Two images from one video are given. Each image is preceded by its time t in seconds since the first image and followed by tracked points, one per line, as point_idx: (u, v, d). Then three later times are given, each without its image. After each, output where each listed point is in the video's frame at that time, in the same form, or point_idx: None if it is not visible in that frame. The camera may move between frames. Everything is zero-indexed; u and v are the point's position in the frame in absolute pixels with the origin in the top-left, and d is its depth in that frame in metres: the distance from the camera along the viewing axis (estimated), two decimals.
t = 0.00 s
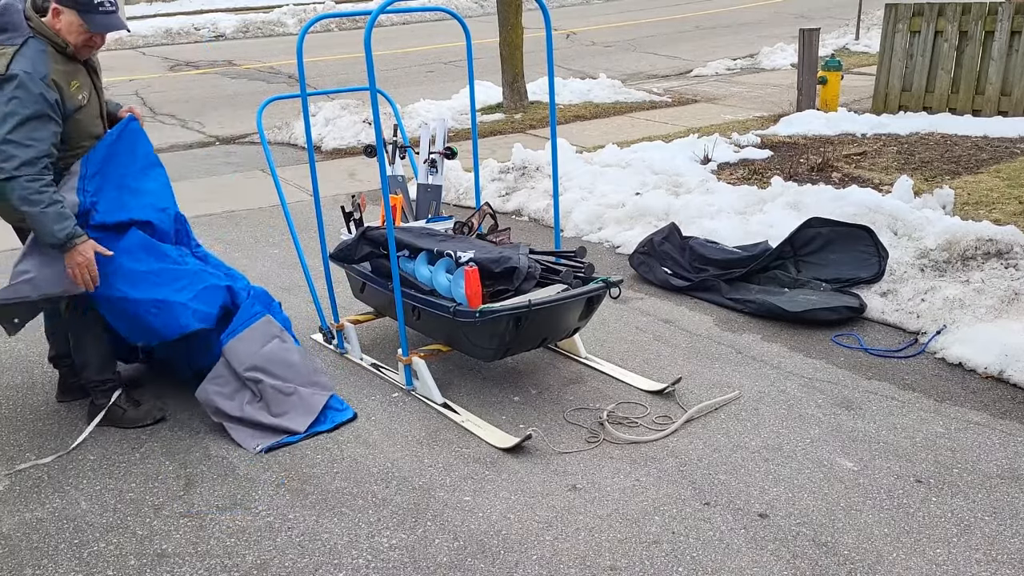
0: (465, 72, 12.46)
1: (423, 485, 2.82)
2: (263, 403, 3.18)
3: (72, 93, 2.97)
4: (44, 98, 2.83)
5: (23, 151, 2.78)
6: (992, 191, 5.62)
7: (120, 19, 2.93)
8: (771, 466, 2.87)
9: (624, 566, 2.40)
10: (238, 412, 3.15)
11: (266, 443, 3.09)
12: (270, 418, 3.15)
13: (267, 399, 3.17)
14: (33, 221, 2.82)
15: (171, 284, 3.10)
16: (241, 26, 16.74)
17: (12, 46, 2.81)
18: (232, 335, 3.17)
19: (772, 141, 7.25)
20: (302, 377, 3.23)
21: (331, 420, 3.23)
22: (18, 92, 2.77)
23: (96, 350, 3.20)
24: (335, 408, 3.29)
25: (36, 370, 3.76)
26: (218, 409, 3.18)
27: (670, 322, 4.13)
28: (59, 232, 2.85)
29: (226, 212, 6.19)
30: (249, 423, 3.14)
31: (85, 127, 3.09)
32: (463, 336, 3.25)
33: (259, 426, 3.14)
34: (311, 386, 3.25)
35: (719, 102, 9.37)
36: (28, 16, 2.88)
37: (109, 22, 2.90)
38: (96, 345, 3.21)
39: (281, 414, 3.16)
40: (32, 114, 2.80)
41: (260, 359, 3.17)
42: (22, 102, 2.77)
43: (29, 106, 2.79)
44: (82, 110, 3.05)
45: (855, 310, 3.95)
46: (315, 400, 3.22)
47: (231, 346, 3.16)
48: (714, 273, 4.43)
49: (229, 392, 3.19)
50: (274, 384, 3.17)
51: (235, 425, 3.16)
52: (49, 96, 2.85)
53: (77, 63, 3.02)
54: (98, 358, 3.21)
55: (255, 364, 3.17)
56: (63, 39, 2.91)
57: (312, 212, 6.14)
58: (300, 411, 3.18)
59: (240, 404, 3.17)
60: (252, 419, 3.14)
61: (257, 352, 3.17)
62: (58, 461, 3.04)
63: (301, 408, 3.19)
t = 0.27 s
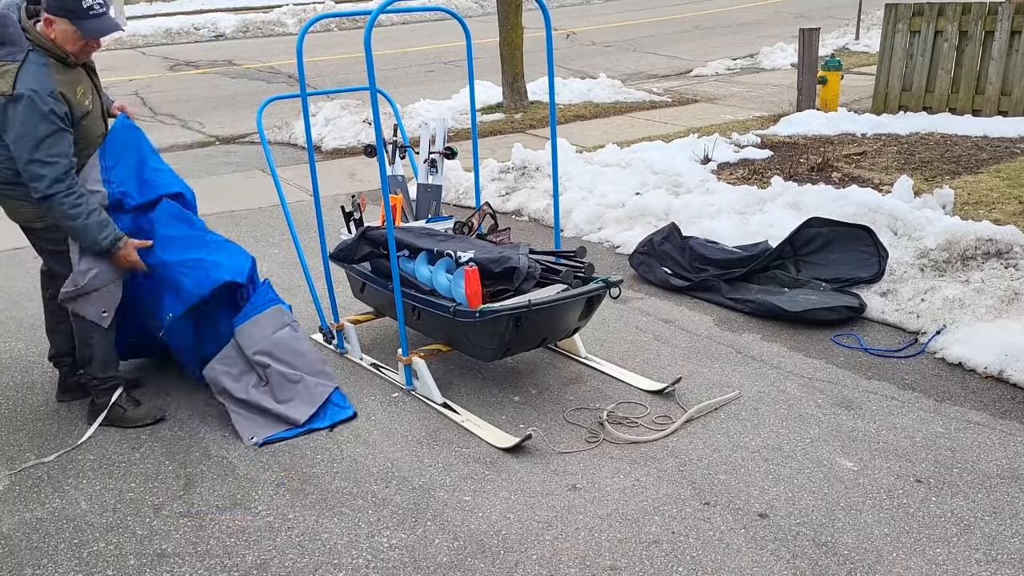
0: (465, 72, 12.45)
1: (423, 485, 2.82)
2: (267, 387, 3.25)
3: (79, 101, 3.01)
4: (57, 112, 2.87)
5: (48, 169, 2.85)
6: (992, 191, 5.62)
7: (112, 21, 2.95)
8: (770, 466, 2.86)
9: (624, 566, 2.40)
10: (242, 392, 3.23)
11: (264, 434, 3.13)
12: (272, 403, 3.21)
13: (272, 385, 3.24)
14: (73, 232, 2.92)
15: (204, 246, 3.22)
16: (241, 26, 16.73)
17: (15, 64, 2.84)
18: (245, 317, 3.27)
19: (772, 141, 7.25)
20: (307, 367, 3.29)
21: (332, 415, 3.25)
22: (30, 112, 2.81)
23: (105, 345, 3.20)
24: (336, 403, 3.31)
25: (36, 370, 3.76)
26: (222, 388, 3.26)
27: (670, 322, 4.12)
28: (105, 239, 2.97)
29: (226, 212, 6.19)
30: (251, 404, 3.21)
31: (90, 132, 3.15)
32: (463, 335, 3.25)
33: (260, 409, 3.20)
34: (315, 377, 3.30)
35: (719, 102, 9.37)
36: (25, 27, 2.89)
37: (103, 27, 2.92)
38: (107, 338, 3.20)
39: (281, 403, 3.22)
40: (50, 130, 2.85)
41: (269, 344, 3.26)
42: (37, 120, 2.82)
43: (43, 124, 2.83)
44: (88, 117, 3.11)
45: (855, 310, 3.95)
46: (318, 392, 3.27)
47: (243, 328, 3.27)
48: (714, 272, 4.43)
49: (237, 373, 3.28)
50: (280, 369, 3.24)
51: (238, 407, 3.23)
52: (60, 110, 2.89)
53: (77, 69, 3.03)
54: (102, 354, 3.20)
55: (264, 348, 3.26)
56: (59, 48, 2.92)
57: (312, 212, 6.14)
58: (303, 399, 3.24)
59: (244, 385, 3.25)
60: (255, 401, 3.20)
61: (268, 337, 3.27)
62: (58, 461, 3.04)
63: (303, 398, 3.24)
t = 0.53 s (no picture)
0: (465, 72, 12.45)
1: (423, 485, 2.82)
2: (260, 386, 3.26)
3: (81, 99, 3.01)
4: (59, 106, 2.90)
5: (59, 163, 2.89)
6: (992, 191, 5.62)
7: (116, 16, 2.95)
8: (771, 466, 2.86)
9: (624, 566, 2.40)
10: (238, 398, 3.24)
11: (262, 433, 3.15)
12: (267, 403, 3.22)
13: (266, 386, 3.25)
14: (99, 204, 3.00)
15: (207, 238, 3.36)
16: (241, 26, 16.73)
17: (17, 59, 2.87)
18: (230, 326, 3.36)
19: (772, 141, 7.25)
20: (299, 363, 3.30)
21: (330, 411, 3.27)
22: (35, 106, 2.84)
23: (106, 346, 3.22)
24: (334, 398, 3.33)
25: (36, 370, 3.76)
26: (219, 399, 3.29)
27: (670, 322, 4.12)
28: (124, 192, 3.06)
29: (226, 212, 6.19)
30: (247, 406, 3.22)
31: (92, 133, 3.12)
32: (463, 335, 3.25)
33: (257, 409, 3.21)
34: (309, 371, 3.29)
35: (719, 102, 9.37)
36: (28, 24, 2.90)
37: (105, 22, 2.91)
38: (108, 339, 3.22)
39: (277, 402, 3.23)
40: (54, 123, 2.88)
41: (256, 346, 3.29)
42: (41, 114, 2.85)
43: (46, 117, 2.86)
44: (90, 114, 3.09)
45: (855, 310, 3.95)
46: (311, 384, 3.27)
47: (229, 337, 3.33)
48: (714, 273, 4.43)
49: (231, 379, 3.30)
50: (271, 369, 3.25)
51: (236, 414, 3.25)
52: (61, 105, 2.91)
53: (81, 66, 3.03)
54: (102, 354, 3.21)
55: (251, 351, 3.29)
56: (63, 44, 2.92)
57: (312, 212, 6.14)
58: (297, 395, 3.25)
59: (239, 389, 3.27)
60: (252, 404, 3.22)
61: (253, 339, 3.30)
62: (58, 461, 3.04)
63: (298, 394, 3.25)
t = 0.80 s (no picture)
0: (465, 72, 12.46)
1: (423, 485, 2.82)
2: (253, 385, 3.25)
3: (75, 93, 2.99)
4: (49, 89, 2.85)
5: (45, 145, 2.84)
6: (992, 191, 5.62)
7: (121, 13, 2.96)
8: (771, 466, 2.87)
9: (624, 566, 2.40)
10: (231, 399, 3.24)
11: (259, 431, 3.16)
12: (262, 402, 3.23)
13: (259, 384, 3.25)
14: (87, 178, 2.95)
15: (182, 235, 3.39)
16: (241, 26, 16.74)
17: (13, 45, 2.85)
18: (216, 326, 3.31)
19: (772, 141, 7.25)
20: (291, 360, 3.30)
21: (325, 408, 3.28)
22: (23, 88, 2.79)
23: (97, 350, 3.19)
24: (327, 394, 3.34)
25: (36, 370, 3.76)
26: (212, 401, 3.26)
27: (670, 322, 4.13)
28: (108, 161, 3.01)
29: (226, 212, 6.19)
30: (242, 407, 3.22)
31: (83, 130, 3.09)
32: (463, 336, 3.25)
33: (251, 408, 3.21)
34: (301, 366, 3.30)
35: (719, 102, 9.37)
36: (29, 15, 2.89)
37: (111, 19, 2.92)
38: (98, 342, 3.20)
39: (271, 399, 3.24)
40: (42, 104, 2.82)
41: (246, 345, 3.27)
42: (29, 94, 2.79)
43: (34, 99, 2.80)
44: (82, 111, 3.05)
45: (855, 310, 3.95)
46: (305, 379, 3.27)
47: (217, 339, 3.29)
48: (714, 273, 4.43)
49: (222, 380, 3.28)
50: (263, 367, 3.24)
51: (230, 415, 3.24)
52: (51, 92, 2.87)
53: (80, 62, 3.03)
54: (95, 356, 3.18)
55: (242, 351, 3.27)
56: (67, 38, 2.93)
57: (312, 212, 6.14)
58: (291, 392, 3.25)
59: (231, 391, 3.26)
60: (246, 403, 3.22)
61: (243, 339, 3.27)
62: (58, 461, 3.04)
63: (293, 390, 3.25)
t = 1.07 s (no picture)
0: (465, 72, 12.46)
1: (423, 485, 2.82)
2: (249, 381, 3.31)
3: (66, 92, 2.96)
4: (34, 87, 2.82)
5: (19, 139, 2.80)
6: (992, 191, 5.62)
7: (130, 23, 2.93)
8: (770, 466, 2.87)
9: (624, 566, 2.40)
10: (228, 394, 3.31)
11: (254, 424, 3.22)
12: (258, 397, 3.29)
13: (255, 380, 3.30)
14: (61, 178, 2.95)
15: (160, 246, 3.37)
16: (241, 27, 16.74)
17: (9, 41, 2.85)
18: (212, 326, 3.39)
19: (772, 141, 7.25)
20: (286, 356, 3.35)
21: (320, 402, 3.34)
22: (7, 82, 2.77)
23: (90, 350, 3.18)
24: (323, 389, 3.40)
25: (36, 370, 3.76)
26: (210, 396, 3.34)
27: (670, 322, 4.12)
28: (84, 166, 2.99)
29: (226, 212, 6.19)
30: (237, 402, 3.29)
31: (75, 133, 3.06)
32: (463, 336, 3.25)
33: (247, 404, 3.27)
34: (295, 362, 3.34)
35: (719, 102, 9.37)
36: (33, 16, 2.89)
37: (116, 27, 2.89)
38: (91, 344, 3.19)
39: (268, 393, 3.30)
40: (24, 100, 2.79)
41: (242, 342, 3.34)
42: (11, 88, 2.77)
43: (16, 94, 2.77)
44: (72, 113, 3.01)
45: (855, 310, 3.95)
46: (299, 375, 3.32)
47: (213, 337, 3.36)
48: (714, 273, 4.43)
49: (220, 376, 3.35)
50: (258, 364, 3.30)
51: (227, 410, 3.31)
52: (38, 89, 2.84)
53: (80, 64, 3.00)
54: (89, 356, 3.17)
55: (237, 348, 3.33)
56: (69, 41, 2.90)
57: (312, 212, 6.14)
58: (286, 388, 3.30)
59: (228, 387, 3.33)
60: (242, 399, 3.28)
61: (238, 337, 3.34)
62: (58, 461, 3.04)
63: (287, 386, 3.31)
